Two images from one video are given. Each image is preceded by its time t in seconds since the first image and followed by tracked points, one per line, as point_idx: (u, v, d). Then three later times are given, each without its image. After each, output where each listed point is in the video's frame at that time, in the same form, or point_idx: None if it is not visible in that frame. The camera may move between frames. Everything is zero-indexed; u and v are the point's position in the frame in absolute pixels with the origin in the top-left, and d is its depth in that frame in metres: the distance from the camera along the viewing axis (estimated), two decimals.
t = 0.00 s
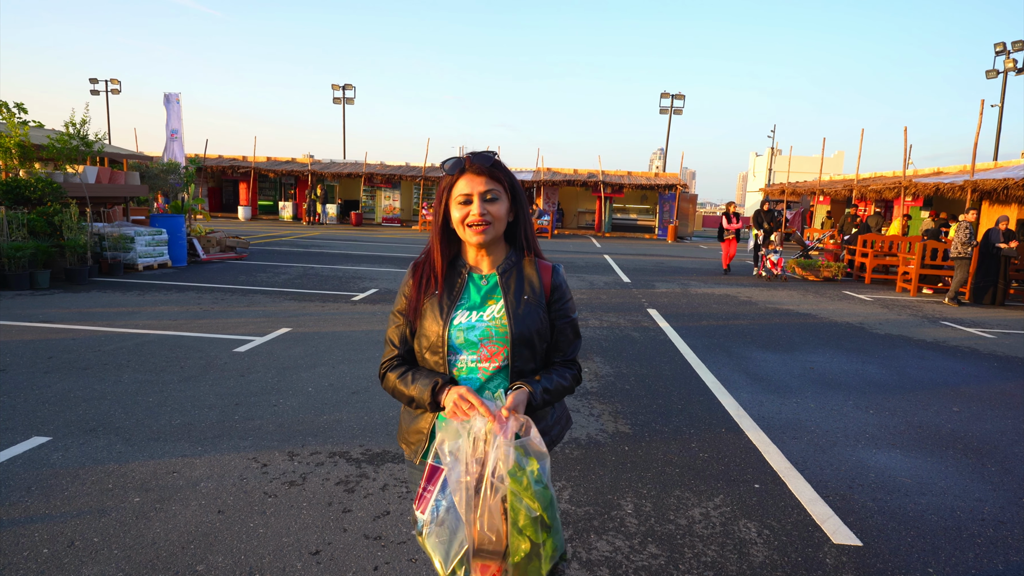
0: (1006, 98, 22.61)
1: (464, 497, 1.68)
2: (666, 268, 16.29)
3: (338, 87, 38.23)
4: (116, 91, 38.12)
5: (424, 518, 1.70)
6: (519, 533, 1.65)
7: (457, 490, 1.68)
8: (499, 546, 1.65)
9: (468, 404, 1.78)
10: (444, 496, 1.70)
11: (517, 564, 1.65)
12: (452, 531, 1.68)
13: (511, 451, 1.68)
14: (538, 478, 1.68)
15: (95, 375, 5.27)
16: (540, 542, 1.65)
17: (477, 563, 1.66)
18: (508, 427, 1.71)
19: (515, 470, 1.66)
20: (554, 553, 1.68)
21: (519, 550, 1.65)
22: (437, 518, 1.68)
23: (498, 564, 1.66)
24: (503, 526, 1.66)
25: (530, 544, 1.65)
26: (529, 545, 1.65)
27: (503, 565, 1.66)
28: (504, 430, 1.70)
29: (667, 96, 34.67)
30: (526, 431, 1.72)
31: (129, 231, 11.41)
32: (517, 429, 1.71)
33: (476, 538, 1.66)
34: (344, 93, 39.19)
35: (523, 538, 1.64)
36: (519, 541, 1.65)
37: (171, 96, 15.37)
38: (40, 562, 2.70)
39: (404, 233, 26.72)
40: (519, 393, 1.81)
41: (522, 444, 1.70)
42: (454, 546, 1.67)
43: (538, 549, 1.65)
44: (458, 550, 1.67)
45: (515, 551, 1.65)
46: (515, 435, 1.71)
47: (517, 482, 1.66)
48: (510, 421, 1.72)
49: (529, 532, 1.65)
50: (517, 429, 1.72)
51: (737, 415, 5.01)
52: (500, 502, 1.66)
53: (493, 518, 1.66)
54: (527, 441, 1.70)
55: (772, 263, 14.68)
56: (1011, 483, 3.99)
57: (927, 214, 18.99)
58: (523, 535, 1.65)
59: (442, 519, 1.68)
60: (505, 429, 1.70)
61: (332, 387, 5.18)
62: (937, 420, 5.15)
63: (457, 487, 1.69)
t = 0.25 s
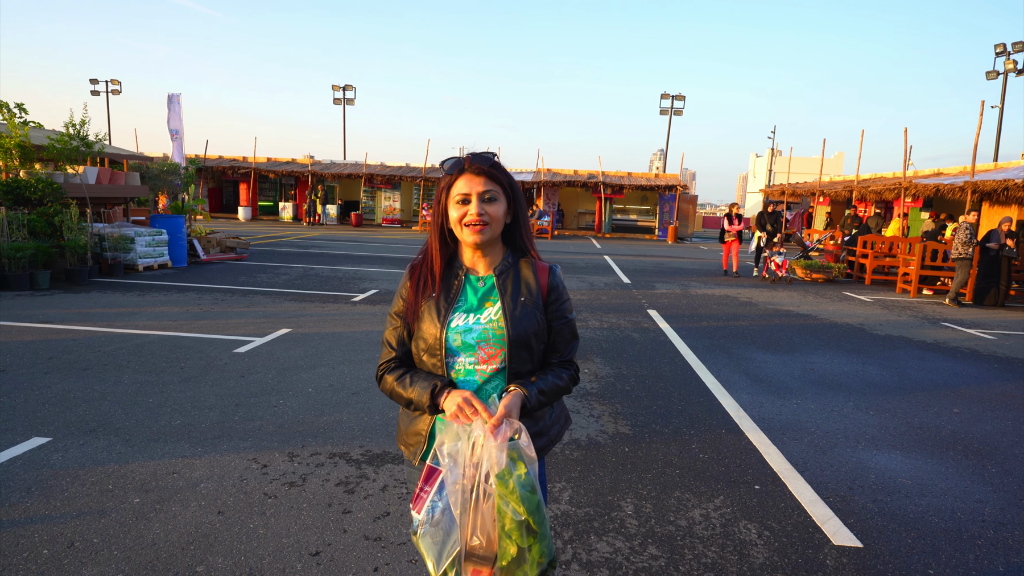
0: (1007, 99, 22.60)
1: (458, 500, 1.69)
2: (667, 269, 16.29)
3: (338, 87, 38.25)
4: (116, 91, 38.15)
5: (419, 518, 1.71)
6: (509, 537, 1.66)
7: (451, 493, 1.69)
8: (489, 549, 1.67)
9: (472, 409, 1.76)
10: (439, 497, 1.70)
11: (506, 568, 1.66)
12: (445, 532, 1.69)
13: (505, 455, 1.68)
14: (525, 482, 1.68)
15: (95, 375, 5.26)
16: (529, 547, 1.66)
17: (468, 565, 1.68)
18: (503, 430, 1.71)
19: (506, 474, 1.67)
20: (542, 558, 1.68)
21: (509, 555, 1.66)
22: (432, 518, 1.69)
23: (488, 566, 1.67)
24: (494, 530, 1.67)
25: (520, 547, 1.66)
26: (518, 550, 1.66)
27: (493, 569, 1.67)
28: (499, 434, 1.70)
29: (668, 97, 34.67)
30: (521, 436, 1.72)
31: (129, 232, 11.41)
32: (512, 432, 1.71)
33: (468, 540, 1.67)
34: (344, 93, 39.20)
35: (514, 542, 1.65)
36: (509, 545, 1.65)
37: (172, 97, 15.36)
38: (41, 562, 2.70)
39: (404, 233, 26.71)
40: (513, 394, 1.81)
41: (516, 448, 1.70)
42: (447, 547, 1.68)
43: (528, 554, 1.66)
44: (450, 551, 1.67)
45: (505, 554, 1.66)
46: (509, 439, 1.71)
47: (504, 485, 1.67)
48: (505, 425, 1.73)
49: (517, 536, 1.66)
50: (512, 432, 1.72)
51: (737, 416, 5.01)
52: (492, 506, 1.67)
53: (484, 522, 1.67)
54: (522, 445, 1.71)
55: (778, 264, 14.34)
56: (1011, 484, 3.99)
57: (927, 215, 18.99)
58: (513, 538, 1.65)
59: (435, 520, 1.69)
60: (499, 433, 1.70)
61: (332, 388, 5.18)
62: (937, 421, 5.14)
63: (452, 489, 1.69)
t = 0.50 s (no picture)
0: (1007, 100, 22.58)
1: (461, 500, 1.69)
2: (667, 269, 16.29)
3: (339, 88, 38.28)
4: (117, 92, 38.20)
5: (420, 517, 1.71)
6: (511, 537, 1.66)
7: (453, 493, 1.69)
8: (490, 549, 1.66)
9: (476, 411, 1.76)
10: (441, 496, 1.71)
11: (507, 567, 1.66)
12: (447, 531, 1.68)
13: (508, 455, 1.68)
14: (527, 479, 1.68)
15: (96, 376, 5.26)
16: (530, 547, 1.67)
17: (469, 565, 1.67)
18: (506, 431, 1.71)
19: (508, 473, 1.67)
20: (542, 558, 1.68)
21: (510, 554, 1.66)
22: (433, 517, 1.69)
23: (489, 566, 1.67)
24: (496, 529, 1.67)
25: (521, 546, 1.66)
26: (520, 548, 1.66)
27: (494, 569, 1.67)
28: (502, 435, 1.70)
29: (668, 98, 34.66)
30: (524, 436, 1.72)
31: (130, 233, 11.41)
32: (514, 433, 1.71)
33: (470, 540, 1.67)
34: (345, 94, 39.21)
35: (515, 541, 1.65)
36: (510, 545, 1.66)
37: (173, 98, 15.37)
38: (42, 563, 2.70)
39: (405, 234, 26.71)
40: (514, 396, 1.81)
41: (519, 449, 1.70)
42: (448, 546, 1.67)
43: (528, 553, 1.66)
44: (451, 550, 1.67)
45: (506, 554, 1.66)
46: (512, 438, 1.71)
47: (507, 482, 1.67)
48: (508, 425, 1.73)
49: (517, 533, 1.66)
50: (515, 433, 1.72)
51: (738, 417, 5.00)
52: (494, 506, 1.67)
53: (485, 521, 1.67)
54: (524, 446, 1.71)
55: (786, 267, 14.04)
56: (1013, 485, 3.99)
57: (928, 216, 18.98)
58: (514, 538, 1.65)
59: (437, 519, 1.69)
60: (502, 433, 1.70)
61: (333, 389, 5.18)
62: (938, 422, 5.14)
63: (454, 489, 1.69)
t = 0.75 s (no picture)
0: (1009, 100, 22.55)
1: (470, 509, 1.68)
2: (669, 270, 16.27)
3: (341, 89, 38.34)
4: (118, 92, 38.29)
5: (428, 524, 1.70)
6: (521, 548, 1.64)
7: (461, 501, 1.69)
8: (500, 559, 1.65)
9: (480, 417, 1.77)
10: (449, 504, 1.70)
11: None
12: (456, 539, 1.67)
13: (518, 466, 1.68)
14: (539, 493, 1.67)
15: (99, 377, 5.27)
16: (541, 559, 1.65)
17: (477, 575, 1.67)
18: (515, 441, 1.71)
19: (518, 485, 1.66)
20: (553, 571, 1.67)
21: (520, 566, 1.65)
22: (441, 524, 1.69)
23: None
24: (506, 540, 1.65)
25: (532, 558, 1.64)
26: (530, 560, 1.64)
27: None
28: (512, 445, 1.70)
29: (670, 99, 34.65)
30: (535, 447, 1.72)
31: (132, 234, 11.43)
32: (524, 443, 1.71)
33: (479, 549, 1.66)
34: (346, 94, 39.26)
35: (525, 553, 1.64)
36: (520, 556, 1.64)
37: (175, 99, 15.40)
38: (46, 565, 2.71)
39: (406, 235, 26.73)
40: (522, 403, 1.81)
41: (529, 460, 1.70)
42: (456, 555, 1.67)
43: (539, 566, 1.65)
44: (459, 559, 1.67)
45: (516, 565, 1.65)
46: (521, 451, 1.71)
47: (518, 495, 1.66)
48: (518, 435, 1.73)
49: (528, 546, 1.64)
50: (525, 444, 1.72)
51: (740, 418, 5.00)
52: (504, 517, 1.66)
53: (495, 532, 1.66)
54: (535, 457, 1.71)
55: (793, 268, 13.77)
56: (1016, 486, 3.98)
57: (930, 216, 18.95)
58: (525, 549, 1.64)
59: (446, 527, 1.68)
60: (512, 445, 1.70)
61: (335, 389, 5.18)
62: (941, 423, 5.13)
63: (463, 498, 1.69)
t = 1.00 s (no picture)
0: (1011, 100, 22.51)
1: (485, 523, 1.67)
2: (670, 270, 16.26)
3: (342, 90, 38.40)
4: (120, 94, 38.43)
5: (438, 539, 1.68)
6: (539, 563, 1.65)
7: (475, 515, 1.67)
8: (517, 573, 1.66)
9: (483, 425, 1.77)
10: (461, 518, 1.68)
11: None
12: (470, 553, 1.66)
13: (534, 482, 1.68)
14: (556, 508, 1.68)
15: (101, 378, 5.28)
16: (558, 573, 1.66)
17: None
18: (528, 455, 1.71)
19: (534, 500, 1.67)
20: None
21: None
22: (455, 539, 1.66)
23: None
24: (523, 554, 1.66)
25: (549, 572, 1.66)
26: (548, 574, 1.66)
27: None
28: (525, 459, 1.70)
29: (671, 99, 34.64)
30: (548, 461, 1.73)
31: (134, 235, 11.44)
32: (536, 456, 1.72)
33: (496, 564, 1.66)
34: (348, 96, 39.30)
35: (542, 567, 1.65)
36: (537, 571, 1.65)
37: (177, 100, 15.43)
38: (48, 565, 2.71)
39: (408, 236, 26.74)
40: (532, 413, 1.80)
41: (544, 475, 1.71)
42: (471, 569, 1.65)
43: None
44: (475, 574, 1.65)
45: None
46: (533, 467, 1.71)
47: (536, 514, 1.67)
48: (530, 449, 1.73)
49: (547, 561, 1.66)
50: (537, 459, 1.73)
51: (742, 419, 4.99)
52: (520, 532, 1.66)
53: (511, 546, 1.66)
54: (549, 471, 1.71)
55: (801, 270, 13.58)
56: (1020, 487, 3.97)
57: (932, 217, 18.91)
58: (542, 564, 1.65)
59: (459, 541, 1.66)
60: (524, 462, 1.70)
61: (337, 390, 5.18)
62: (944, 424, 5.11)
63: (477, 512, 1.67)
